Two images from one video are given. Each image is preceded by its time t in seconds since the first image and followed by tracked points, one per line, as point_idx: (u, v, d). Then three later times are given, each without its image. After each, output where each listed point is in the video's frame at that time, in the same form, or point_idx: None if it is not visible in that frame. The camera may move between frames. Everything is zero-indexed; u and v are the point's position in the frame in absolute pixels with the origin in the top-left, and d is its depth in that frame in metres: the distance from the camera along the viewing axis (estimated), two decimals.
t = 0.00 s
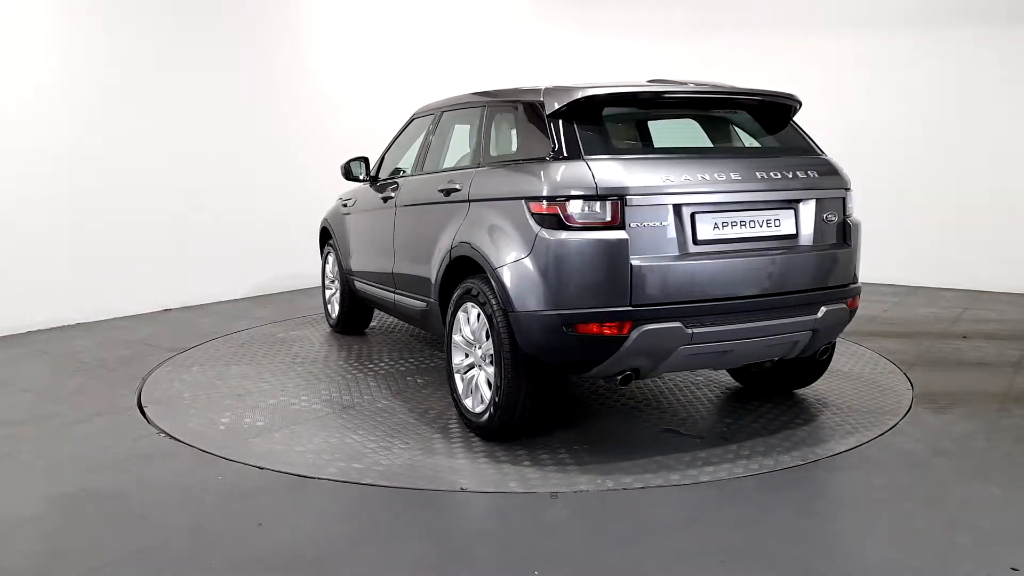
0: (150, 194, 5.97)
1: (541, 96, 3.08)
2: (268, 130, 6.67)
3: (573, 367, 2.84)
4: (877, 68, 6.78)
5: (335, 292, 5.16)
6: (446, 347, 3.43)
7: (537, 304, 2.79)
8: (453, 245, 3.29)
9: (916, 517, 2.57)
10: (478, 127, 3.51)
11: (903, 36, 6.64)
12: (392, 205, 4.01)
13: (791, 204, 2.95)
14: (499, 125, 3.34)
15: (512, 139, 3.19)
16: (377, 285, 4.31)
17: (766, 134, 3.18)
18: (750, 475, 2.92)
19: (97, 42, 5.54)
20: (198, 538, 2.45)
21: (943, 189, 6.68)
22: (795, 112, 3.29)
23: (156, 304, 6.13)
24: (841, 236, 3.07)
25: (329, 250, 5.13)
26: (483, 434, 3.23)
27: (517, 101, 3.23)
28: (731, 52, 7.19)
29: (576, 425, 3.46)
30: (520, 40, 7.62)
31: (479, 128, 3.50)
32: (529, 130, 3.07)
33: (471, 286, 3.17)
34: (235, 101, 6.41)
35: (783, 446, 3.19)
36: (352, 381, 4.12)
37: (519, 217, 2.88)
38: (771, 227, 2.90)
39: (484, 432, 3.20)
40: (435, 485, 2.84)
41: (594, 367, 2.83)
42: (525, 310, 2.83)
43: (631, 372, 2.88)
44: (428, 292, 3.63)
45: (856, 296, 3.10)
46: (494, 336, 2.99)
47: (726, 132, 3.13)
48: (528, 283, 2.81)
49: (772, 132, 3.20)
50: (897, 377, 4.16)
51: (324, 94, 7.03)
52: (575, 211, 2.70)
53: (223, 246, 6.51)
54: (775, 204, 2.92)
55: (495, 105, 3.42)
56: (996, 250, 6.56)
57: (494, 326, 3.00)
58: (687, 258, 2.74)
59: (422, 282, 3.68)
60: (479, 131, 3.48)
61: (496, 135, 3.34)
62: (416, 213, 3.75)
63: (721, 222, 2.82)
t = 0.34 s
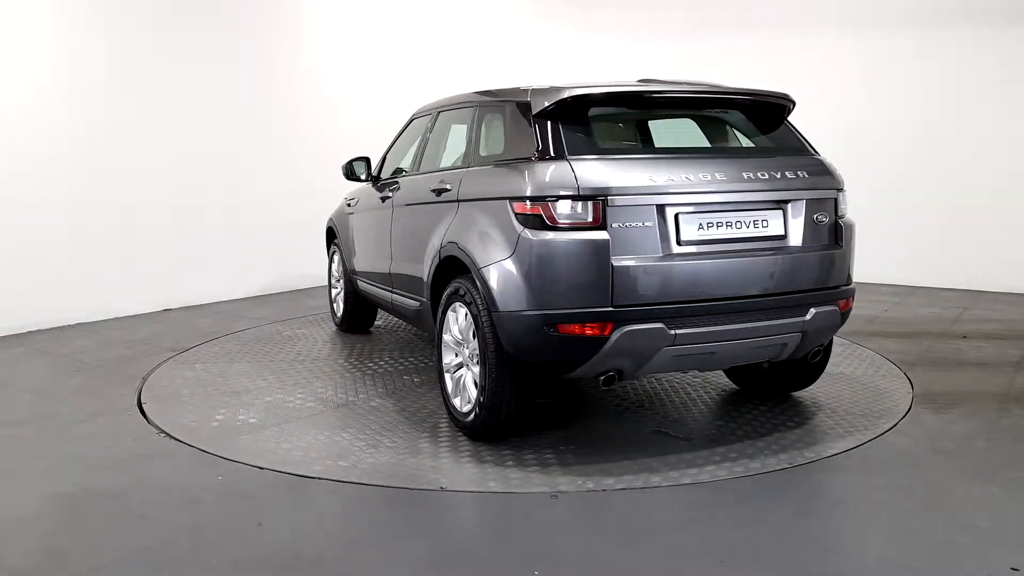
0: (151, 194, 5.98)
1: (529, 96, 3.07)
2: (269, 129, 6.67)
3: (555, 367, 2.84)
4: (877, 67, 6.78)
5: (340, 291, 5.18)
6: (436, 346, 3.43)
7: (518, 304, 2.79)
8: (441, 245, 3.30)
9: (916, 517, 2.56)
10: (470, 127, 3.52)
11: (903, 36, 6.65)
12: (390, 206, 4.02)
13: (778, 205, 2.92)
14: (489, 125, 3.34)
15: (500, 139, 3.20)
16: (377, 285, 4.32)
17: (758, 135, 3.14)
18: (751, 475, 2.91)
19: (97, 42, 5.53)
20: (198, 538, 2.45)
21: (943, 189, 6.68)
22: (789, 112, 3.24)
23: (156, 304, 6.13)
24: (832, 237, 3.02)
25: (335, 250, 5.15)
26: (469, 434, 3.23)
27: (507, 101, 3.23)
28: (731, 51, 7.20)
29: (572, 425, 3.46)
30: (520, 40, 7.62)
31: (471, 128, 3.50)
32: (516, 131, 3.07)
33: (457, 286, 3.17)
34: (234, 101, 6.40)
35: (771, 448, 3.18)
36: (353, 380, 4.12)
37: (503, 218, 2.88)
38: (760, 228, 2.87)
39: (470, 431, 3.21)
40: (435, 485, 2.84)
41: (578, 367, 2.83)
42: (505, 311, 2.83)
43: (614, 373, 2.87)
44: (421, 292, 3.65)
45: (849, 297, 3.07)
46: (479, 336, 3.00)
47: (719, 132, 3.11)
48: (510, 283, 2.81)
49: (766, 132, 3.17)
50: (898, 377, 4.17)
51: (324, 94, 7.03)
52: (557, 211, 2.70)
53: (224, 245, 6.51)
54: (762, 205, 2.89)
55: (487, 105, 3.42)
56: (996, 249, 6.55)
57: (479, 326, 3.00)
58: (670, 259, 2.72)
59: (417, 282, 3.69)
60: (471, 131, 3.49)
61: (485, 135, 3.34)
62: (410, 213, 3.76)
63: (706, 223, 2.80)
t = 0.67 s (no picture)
0: (151, 195, 5.98)
1: (516, 96, 3.06)
2: (268, 129, 6.68)
3: (537, 368, 2.83)
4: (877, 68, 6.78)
5: (344, 290, 5.19)
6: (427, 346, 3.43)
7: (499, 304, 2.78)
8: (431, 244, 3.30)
9: (916, 517, 2.56)
10: (463, 127, 3.52)
11: (903, 36, 6.65)
12: (387, 206, 4.03)
13: (766, 206, 2.90)
14: (480, 124, 3.34)
15: (488, 138, 3.19)
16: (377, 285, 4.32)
17: (753, 134, 3.14)
18: (750, 475, 2.91)
19: (97, 43, 5.54)
20: (198, 538, 2.45)
21: (943, 189, 6.68)
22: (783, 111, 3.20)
23: (156, 304, 6.13)
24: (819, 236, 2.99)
25: (340, 250, 5.16)
26: (456, 433, 3.24)
27: (497, 100, 3.23)
28: (731, 52, 7.21)
29: (568, 427, 3.45)
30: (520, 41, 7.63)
31: (463, 128, 3.50)
32: (503, 130, 3.06)
33: (445, 286, 3.17)
34: (234, 101, 6.41)
35: (757, 451, 3.15)
36: (353, 379, 4.12)
37: (487, 217, 2.87)
38: (744, 229, 2.85)
39: (457, 430, 3.21)
40: (435, 485, 2.84)
41: (559, 368, 2.82)
42: (487, 310, 2.83)
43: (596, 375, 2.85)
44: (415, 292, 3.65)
45: (841, 299, 3.04)
46: (464, 335, 3.00)
47: (712, 133, 3.11)
48: (492, 283, 2.80)
49: (761, 133, 3.16)
50: (898, 377, 4.17)
51: (324, 95, 7.04)
52: (540, 211, 2.69)
53: (223, 245, 6.51)
54: (750, 204, 2.87)
55: (478, 104, 3.42)
56: (996, 249, 6.55)
57: (465, 325, 3.01)
58: (653, 259, 2.71)
59: (410, 281, 3.70)
60: (463, 131, 3.49)
61: (476, 134, 3.34)
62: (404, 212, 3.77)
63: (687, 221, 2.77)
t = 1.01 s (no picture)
0: (151, 195, 5.99)
1: (503, 96, 3.06)
2: (269, 129, 6.68)
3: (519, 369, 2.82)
4: (877, 67, 6.78)
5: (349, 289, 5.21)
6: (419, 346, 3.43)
7: (481, 304, 2.78)
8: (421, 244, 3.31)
9: (916, 517, 2.56)
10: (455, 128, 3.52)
11: (903, 36, 6.64)
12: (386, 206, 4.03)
13: (753, 206, 2.88)
14: (470, 124, 3.34)
15: (476, 139, 3.20)
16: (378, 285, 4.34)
17: (743, 135, 3.12)
18: (750, 475, 2.91)
19: (97, 43, 5.54)
20: (198, 538, 2.45)
21: (943, 189, 6.68)
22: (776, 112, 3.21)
23: (156, 304, 6.13)
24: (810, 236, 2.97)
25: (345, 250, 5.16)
26: (444, 432, 3.24)
27: (484, 100, 3.23)
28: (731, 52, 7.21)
29: (565, 427, 3.45)
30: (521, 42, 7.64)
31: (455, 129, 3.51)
32: (488, 130, 3.07)
33: (433, 286, 3.18)
34: (235, 102, 6.41)
35: (745, 454, 3.13)
36: (353, 378, 4.12)
37: (471, 217, 2.88)
38: (730, 229, 2.83)
39: (444, 430, 3.22)
40: (435, 485, 2.83)
41: (540, 369, 2.81)
42: (469, 310, 2.83)
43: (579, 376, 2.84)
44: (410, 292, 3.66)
45: (833, 300, 3.02)
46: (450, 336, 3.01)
47: (706, 133, 3.11)
48: (475, 283, 2.80)
49: (747, 131, 3.14)
50: (897, 377, 4.17)
51: (324, 95, 7.04)
52: (522, 211, 2.69)
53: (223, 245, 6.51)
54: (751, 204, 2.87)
55: (469, 105, 3.42)
56: (996, 249, 6.55)
57: (451, 326, 3.02)
58: (635, 260, 2.70)
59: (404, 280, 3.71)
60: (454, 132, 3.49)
61: (466, 134, 3.34)
62: (400, 213, 3.78)
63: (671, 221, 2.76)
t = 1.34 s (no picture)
0: (151, 194, 5.99)
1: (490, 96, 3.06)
2: (269, 129, 6.68)
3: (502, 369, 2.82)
4: (876, 67, 6.78)
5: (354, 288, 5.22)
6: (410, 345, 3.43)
7: (463, 303, 2.79)
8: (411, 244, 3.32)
9: (915, 517, 2.56)
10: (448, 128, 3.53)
11: (904, 36, 6.65)
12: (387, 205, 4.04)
13: (740, 207, 2.86)
14: (461, 124, 3.34)
15: (466, 139, 3.20)
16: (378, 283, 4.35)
17: (736, 134, 3.11)
18: (749, 476, 2.92)
19: (97, 43, 5.54)
20: (197, 539, 2.45)
21: (943, 189, 6.68)
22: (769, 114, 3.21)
23: (156, 304, 6.13)
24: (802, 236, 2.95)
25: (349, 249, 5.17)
26: (432, 432, 3.25)
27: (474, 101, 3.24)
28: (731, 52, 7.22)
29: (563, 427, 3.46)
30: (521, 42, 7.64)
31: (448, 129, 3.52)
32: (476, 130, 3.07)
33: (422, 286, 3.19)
34: (235, 101, 6.41)
35: (735, 455, 3.13)
36: (353, 377, 4.12)
37: (456, 218, 2.88)
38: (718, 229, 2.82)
39: (432, 429, 3.22)
40: (435, 485, 2.84)
41: (523, 369, 2.81)
42: (452, 310, 2.83)
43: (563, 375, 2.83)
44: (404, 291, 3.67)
45: (824, 301, 3.01)
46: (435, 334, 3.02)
47: (699, 133, 3.11)
48: (458, 284, 2.80)
49: (746, 133, 3.14)
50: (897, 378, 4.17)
51: (324, 95, 7.05)
52: (505, 211, 2.69)
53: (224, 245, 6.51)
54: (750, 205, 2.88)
55: (462, 105, 3.43)
56: (996, 249, 6.55)
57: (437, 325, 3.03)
58: (619, 261, 2.70)
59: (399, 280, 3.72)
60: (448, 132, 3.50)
61: (458, 134, 3.35)
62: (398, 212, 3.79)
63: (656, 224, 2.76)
